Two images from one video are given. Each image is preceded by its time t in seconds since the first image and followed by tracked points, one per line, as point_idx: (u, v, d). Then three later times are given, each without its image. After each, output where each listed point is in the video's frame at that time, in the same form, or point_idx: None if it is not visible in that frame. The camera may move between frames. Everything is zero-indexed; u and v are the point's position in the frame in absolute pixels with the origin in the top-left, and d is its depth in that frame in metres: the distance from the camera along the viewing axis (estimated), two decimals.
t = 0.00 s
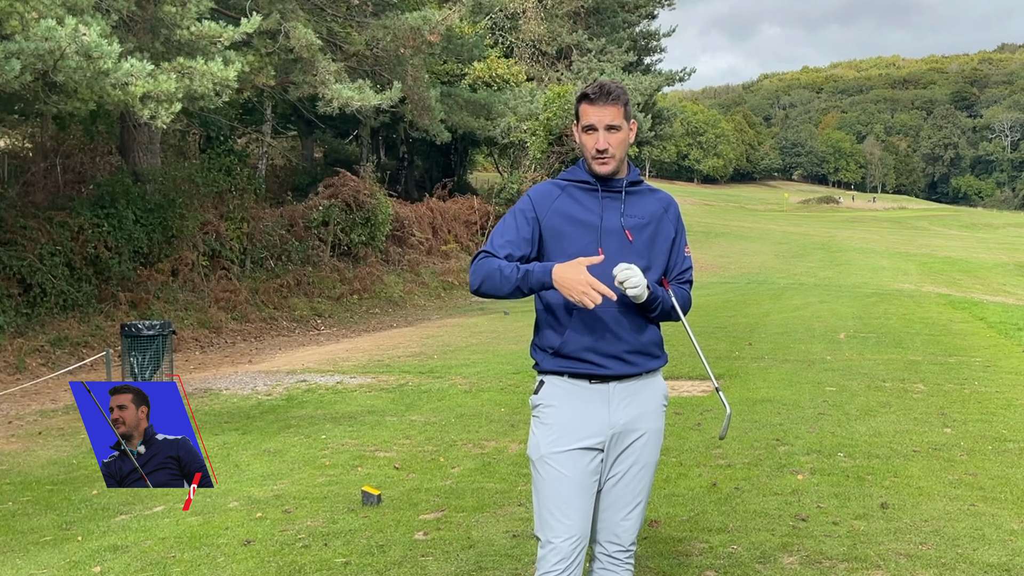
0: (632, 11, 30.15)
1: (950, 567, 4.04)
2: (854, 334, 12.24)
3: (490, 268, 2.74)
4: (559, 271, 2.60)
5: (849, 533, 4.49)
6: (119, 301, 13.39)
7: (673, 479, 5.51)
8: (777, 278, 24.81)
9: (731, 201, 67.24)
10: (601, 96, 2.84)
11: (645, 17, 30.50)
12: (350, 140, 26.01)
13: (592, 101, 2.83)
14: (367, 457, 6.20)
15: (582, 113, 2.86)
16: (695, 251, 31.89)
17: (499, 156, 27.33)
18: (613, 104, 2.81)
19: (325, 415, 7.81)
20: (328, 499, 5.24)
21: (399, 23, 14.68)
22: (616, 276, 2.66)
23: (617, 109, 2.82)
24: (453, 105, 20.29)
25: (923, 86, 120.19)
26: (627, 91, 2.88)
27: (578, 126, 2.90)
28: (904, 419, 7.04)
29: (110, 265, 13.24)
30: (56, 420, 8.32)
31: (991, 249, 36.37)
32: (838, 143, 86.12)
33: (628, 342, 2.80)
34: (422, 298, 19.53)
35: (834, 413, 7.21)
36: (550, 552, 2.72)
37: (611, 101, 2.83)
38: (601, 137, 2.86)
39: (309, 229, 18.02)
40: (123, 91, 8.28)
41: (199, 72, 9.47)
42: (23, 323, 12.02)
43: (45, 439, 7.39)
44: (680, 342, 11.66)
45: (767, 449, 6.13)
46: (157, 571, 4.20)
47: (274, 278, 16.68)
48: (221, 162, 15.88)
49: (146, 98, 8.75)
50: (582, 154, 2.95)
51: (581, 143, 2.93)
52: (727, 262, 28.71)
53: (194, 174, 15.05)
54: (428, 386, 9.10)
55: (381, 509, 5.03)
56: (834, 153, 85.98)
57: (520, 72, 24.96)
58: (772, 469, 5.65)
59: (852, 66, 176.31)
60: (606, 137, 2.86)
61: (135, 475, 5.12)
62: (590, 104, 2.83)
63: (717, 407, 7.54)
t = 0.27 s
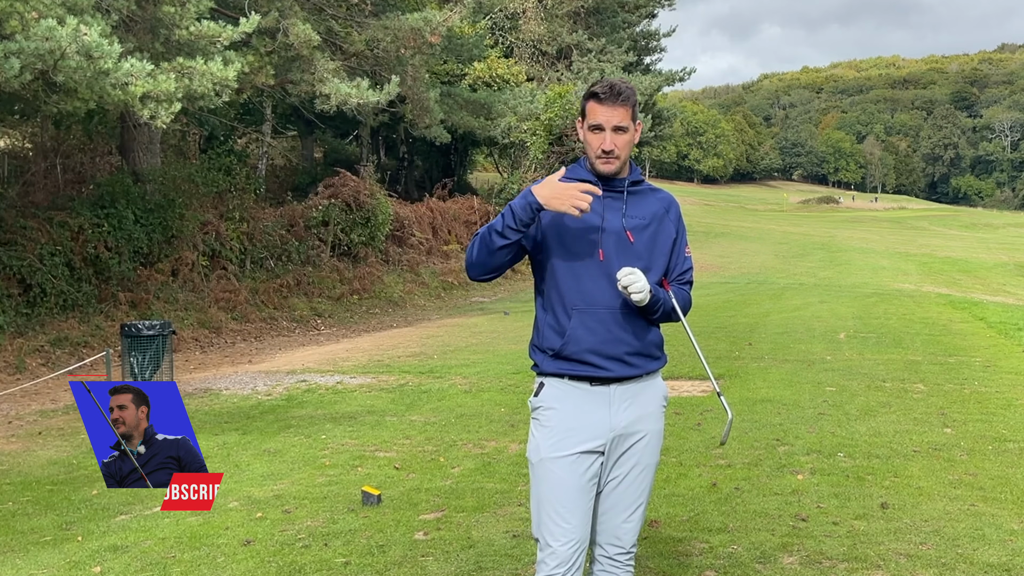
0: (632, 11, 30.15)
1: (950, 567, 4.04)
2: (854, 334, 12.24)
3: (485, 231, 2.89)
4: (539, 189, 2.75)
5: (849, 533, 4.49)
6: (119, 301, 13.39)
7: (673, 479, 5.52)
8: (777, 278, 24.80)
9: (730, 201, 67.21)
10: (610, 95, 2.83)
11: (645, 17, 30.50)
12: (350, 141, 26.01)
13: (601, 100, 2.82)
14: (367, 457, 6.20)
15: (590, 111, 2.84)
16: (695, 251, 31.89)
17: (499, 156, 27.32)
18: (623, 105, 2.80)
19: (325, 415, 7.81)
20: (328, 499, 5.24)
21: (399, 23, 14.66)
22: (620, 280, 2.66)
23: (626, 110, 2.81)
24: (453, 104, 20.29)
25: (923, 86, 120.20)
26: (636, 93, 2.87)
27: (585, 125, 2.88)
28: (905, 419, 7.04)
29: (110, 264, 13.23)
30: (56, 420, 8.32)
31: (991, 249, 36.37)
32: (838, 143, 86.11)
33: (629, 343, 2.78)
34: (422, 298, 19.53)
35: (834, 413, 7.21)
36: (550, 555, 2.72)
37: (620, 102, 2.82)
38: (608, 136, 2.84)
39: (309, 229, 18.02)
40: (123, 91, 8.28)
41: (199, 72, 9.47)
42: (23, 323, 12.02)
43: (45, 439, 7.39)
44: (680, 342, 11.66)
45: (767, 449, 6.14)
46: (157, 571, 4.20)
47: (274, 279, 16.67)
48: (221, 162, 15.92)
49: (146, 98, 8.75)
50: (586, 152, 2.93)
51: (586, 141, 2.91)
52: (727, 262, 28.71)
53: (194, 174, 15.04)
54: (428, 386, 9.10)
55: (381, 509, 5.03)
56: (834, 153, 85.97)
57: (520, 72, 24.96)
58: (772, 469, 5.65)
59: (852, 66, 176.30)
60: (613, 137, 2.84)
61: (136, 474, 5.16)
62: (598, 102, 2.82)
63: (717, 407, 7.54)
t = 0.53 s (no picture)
0: (632, 11, 30.15)
1: (950, 567, 4.04)
2: (854, 334, 12.24)
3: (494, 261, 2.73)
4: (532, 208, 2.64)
5: (849, 533, 4.48)
6: (119, 301, 13.38)
7: (673, 479, 5.51)
8: (777, 278, 24.80)
9: (731, 201, 67.20)
10: (637, 105, 2.73)
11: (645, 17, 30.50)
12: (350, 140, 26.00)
13: (626, 108, 2.73)
14: (367, 458, 6.20)
15: (612, 115, 2.74)
16: (695, 251, 31.89)
17: (500, 157, 27.33)
18: (645, 119, 2.75)
19: (325, 415, 7.81)
20: (328, 499, 5.24)
21: (401, 26, 14.70)
22: (620, 287, 2.69)
23: (647, 122, 2.76)
24: (454, 104, 20.30)
25: (922, 86, 120.20)
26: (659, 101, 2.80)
27: (601, 127, 2.80)
28: (905, 419, 7.04)
29: (110, 264, 13.23)
30: (56, 420, 8.32)
31: (991, 249, 36.36)
32: (838, 143, 86.12)
33: (627, 348, 2.79)
34: (422, 298, 19.53)
35: (834, 413, 7.21)
36: (549, 559, 2.72)
37: (643, 113, 2.75)
38: (624, 145, 2.80)
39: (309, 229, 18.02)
40: (123, 91, 8.28)
41: (198, 72, 9.47)
42: (23, 323, 12.02)
43: (45, 439, 7.39)
44: (680, 342, 11.66)
45: (767, 449, 6.13)
46: (157, 571, 4.19)
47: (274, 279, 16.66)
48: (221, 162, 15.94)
49: (145, 97, 8.73)
50: (595, 152, 2.86)
51: (598, 143, 2.84)
52: (727, 262, 28.71)
53: (193, 174, 15.05)
54: (428, 386, 9.10)
55: (381, 509, 5.03)
56: (834, 153, 85.96)
57: (520, 72, 24.96)
58: (772, 469, 5.65)
59: (852, 66, 176.29)
60: (629, 147, 2.80)
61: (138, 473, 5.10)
62: (622, 109, 2.73)
63: (718, 407, 7.54)
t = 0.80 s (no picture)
0: (632, 11, 30.16)
1: (950, 566, 4.04)
2: (854, 334, 12.24)
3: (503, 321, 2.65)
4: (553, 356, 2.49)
5: (849, 533, 4.48)
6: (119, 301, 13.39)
7: (672, 479, 5.51)
8: (777, 278, 24.81)
9: (731, 201, 67.20)
10: (635, 103, 2.74)
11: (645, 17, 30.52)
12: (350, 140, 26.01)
13: (624, 104, 2.73)
14: (367, 458, 6.20)
15: (610, 113, 2.74)
16: (695, 251, 31.89)
17: (500, 157, 27.34)
18: (643, 117, 2.75)
19: (325, 415, 7.81)
20: (328, 499, 5.24)
21: (401, 28, 14.75)
22: (620, 298, 2.68)
23: (645, 120, 2.76)
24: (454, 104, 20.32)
25: (922, 86, 120.20)
26: (655, 100, 2.82)
27: (599, 125, 2.78)
28: (905, 419, 7.04)
29: (110, 264, 13.23)
30: (56, 420, 8.32)
31: (991, 249, 36.37)
32: (838, 143, 86.12)
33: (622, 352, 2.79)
34: (422, 298, 19.53)
35: (834, 413, 7.21)
36: (543, 563, 2.73)
37: (642, 111, 2.76)
38: (623, 144, 2.78)
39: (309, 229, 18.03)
40: (123, 91, 8.28)
41: (198, 72, 9.47)
42: (23, 323, 12.01)
43: (45, 440, 7.39)
44: (680, 342, 11.66)
45: (767, 449, 6.13)
46: (157, 571, 4.19)
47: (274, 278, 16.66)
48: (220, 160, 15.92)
49: (145, 97, 8.72)
50: (591, 153, 2.83)
51: (594, 144, 2.82)
52: (727, 262, 28.71)
53: (193, 174, 15.05)
54: (428, 386, 9.10)
55: (381, 510, 5.03)
56: (834, 154, 85.96)
57: (520, 72, 24.96)
58: (772, 469, 5.65)
59: (852, 66, 176.27)
60: (628, 146, 2.79)
61: (136, 473, 5.01)
62: (620, 106, 2.73)
63: (717, 407, 7.54)
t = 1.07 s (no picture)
0: (632, 11, 30.16)
1: (950, 566, 4.04)
2: (854, 334, 12.24)
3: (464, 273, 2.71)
4: (507, 266, 2.52)
5: (849, 533, 4.48)
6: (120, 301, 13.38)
7: (673, 479, 5.51)
8: (777, 278, 24.80)
9: (731, 201, 67.17)
10: (607, 91, 2.76)
11: (645, 17, 30.52)
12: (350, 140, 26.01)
13: (597, 95, 2.76)
14: (367, 457, 6.20)
15: (584, 106, 2.77)
16: (695, 251, 31.89)
17: (500, 157, 27.34)
18: (618, 104, 2.76)
19: (325, 415, 7.81)
20: (329, 499, 5.24)
21: (401, 28, 14.75)
22: (618, 283, 2.66)
23: (620, 109, 2.77)
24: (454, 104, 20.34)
25: (922, 86, 120.19)
26: (631, 90, 2.84)
27: (575, 119, 2.81)
28: (905, 419, 7.04)
29: (110, 264, 13.23)
30: (56, 420, 8.32)
31: (991, 249, 36.36)
32: (838, 143, 86.13)
33: (615, 350, 2.78)
34: (422, 298, 19.53)
35: (834, 413, 7.21)
36: (539, 569, 2.72)
37: (616, 101, 2.77)
38: (600, 135, 2.80)
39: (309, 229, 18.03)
40: (123, 91, 8.28)
41: (197, 72, 9.46)
42: (23, 323, 12.01)
43: (45, 440, 7.39)
44: (679, 342, 11.66)
45: (767, 449, 6.13)
46: (157, 571, 4.19)
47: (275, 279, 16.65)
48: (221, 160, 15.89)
49: (145, 97, 8.71)
50: (572, 147, 2.86)
51: (573, 138, 2.85)
52: (728, 262, 28.71)
53: (193, 174, 15.05)
54: (428, 386, 9.10)
55: (381, 509, 5.03)
56: (834, 154, 85.98)
57: (520, 72, 24.96)
58: (772, 469, 5.65)
59: (853, 66, 176.25)
60: (605, 137, 2.80)
61: (136, 473, 5.03)
62: (594, 97, 2.76)
63: (717, 407, 7.54)
